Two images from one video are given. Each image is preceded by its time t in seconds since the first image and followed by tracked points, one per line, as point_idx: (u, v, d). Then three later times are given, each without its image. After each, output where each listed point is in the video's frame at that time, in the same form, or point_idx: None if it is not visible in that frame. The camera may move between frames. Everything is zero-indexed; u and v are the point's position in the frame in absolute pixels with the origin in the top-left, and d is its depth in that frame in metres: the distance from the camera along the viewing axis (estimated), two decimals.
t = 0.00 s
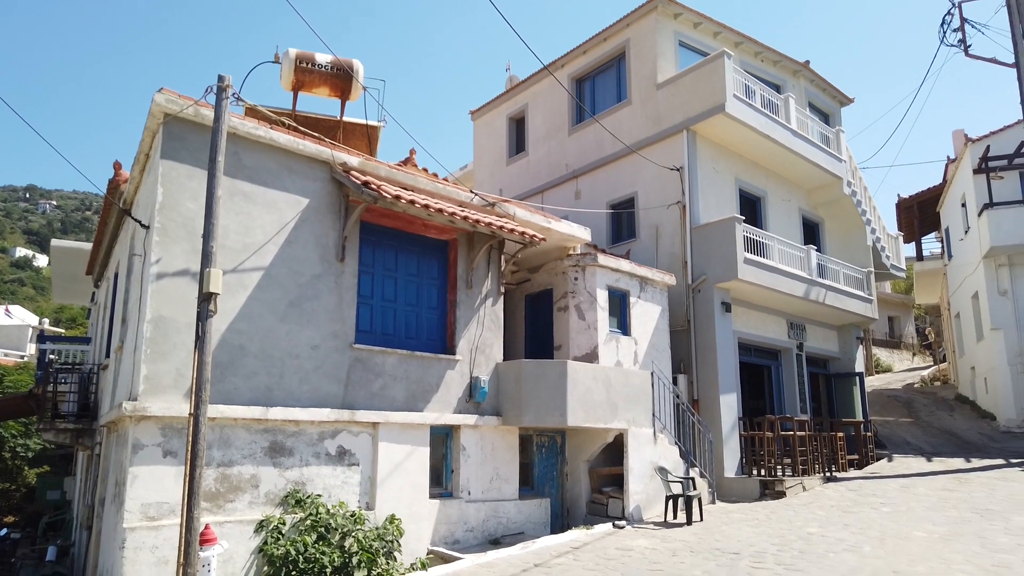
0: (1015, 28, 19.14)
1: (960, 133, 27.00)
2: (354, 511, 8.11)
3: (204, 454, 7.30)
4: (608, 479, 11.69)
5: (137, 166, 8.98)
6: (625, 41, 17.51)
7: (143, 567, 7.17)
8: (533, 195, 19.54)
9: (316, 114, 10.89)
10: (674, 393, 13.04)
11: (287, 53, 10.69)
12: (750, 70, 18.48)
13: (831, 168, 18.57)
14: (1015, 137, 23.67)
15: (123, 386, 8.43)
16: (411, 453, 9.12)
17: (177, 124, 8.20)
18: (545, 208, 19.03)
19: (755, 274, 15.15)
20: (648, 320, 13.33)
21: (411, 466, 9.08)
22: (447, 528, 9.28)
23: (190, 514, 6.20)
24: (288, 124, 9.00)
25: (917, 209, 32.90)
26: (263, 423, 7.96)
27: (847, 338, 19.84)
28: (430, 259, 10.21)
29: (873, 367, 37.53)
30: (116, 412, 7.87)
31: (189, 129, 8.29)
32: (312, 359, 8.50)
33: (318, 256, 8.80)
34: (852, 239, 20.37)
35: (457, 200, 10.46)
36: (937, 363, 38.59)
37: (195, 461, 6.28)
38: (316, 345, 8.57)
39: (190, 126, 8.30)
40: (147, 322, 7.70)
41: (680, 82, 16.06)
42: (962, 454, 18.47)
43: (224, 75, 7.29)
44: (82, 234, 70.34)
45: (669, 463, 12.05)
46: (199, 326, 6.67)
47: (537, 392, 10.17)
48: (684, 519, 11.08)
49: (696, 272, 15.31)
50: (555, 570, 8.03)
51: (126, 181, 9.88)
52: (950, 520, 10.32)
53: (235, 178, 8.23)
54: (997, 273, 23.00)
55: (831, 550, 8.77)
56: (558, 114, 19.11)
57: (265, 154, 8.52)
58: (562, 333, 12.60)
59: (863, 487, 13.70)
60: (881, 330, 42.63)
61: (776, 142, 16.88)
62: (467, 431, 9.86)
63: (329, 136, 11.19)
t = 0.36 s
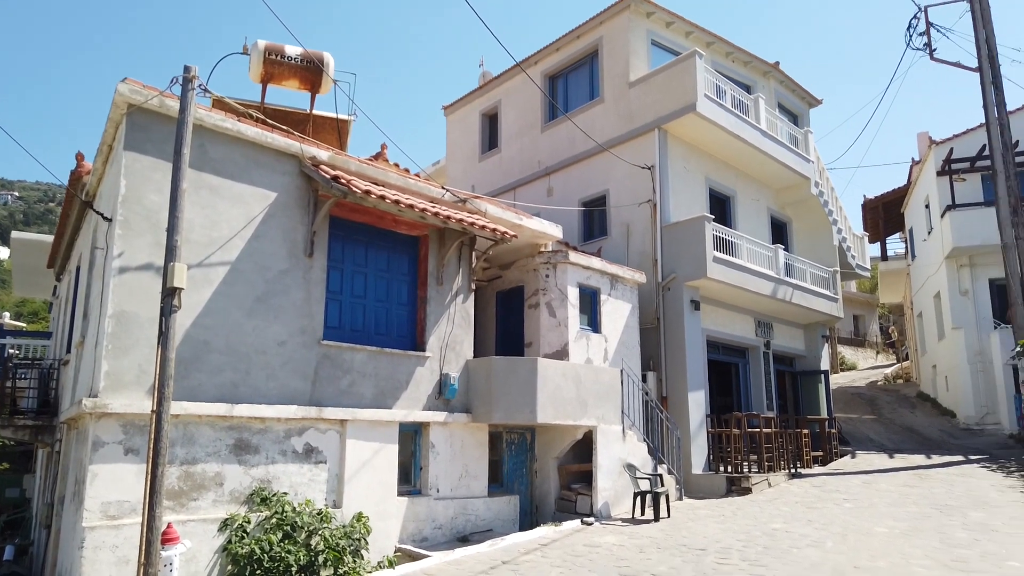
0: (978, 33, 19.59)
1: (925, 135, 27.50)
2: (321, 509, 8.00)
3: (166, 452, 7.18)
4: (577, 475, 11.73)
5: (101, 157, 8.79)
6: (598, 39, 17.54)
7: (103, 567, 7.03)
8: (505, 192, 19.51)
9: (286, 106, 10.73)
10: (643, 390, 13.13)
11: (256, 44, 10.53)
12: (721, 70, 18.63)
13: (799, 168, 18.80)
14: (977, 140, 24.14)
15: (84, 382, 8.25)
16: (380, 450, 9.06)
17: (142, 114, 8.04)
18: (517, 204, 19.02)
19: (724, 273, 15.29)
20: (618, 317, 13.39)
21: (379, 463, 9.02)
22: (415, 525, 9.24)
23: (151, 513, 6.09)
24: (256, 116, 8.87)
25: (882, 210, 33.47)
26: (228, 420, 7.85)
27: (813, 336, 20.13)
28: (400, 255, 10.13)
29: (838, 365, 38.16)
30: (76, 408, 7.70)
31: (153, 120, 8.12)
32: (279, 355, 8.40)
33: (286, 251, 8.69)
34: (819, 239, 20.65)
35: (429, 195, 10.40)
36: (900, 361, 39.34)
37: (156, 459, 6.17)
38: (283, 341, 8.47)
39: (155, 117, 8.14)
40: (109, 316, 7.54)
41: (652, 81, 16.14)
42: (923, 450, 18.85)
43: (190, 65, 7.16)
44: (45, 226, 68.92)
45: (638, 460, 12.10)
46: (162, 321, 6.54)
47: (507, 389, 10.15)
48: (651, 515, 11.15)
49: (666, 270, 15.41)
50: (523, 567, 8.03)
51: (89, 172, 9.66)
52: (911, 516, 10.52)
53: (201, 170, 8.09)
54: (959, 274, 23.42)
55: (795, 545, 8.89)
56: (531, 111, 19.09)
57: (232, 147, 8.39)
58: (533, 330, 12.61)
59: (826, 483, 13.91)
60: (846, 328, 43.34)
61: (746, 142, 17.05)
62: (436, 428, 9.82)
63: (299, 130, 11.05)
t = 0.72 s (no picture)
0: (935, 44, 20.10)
1: (883, 142, 28.12)
2: (281, 511, 7.84)
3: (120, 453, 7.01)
4: (539, 475, 11.75)
5: (55, 150, 8.56)
6: (566, 41, 17.59)
7: (52, 571, 6.84)
8: (471, 191, 19.48)
9: (248, 102, 10.57)
10: (606, 390, 13.20)
11: (219, 38, 10.34)
12: (686, 74, 18.83)
13: (761, 173, 19.08)
14: (932, 148, 24.73)
15: (35, 381, 8.03)
16: (341, 451, 8.97)
17: (98, 107, 7.85)
18: (483, 204, 19.00)
19: (687, 275, 15.46)
20: (583, 318, 13.45)
21: (341, 464, 8.93)
22: (377, 526, 9.16)
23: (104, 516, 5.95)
24: (217, 111, 8.71)
25: (841, 214, 34.16)
26: (185, 420, 7.71)
27: (773, 338, 20.47)
28: (364, 254, 10.04)
29: (797, 366, 38.84)
30: (26, 408, 7.49)
31: (111, 113, 7.93)
32: (238, 354, 8.26)
33: (247, 248, 8.56)
34: (780, 243, 20.99)
35: (394, 194, 10.32)
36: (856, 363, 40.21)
37: (110, 460, 6.02)
38: (242, 341, 8.33)
39: (112, 110, 7.95)
40: (62, 314, 7.35)
41: (618, 84, 16.24)
42: (878, 450, 19.28)
43: (149, 58, 7.00)
44: None
45: (601, 460, 12.17)
46: (117, 319, 6.38)
47: (471, 390, 10.13)
48: (613, 515, 11.22)
49: (630, 272, 15.52)
50: (484, 568, 8.02)
51: (42, 166, 9.41)
52: (866, 515, 10.75)
53: (159, 165, 7.92)
54: (913, 278, 24.01)
55: (753, 544, 9.02)
56: (498, 111, 19.08)
57: (193, 141, 8.23)
58: (498, 330, 12.60)
59: (784, 482, 14.15)
60: (804, 330, 44.14)
61: (710, 146, 17.24)
62: (399, 428, 9.75)
63: (262, 125, 10.89)
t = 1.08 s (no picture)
0: (885, 55, 20.66)
1: (836, 149, 28.77)
2: (231, 513, 7.67)
3: (64, 454, 6.80)
4: (496, 476, 11.74)
5: None
6: (528, 42, 17.62)
7: None
8: (432, 191, 19.39)
9: (203, 95, 10.35)
10: (564, 391, 13.25)
11: (172, 29, 10.11)
12: (646, 78, 19.02)
13: (718, 177, 19.37)
14: (883, 155, 25.24)
15: None
16: (295, 451, 8.85)
17: (44, 97, 7.61)
18: (443, 204, 18.94)
19: (645, 277, 15.61)
20: (541, 319, 13.48)
21: (294, 465, 8.81)
22: (331, 528, 9.06)
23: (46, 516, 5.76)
24: (170, 104, 8.51)
25: (795, 218, 34.87)
26: (133, 420, 7.52)
27: (727, 340, 20.80)
28: (321, 251, 9.92)
29: (751, 368, 39.49)
30: None
31: (57, 103, 7.70)
32: (190, 353, 8.09)
33: (200, 245, 8.38)
34: (735, 246, 21.31)
35: (353, 191, 10.22)
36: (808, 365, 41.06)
37: (52, 461, 5.83)
38: (194, 339, 8.16)
39: (59, 100, 7.71)
40: (3, 310, 7.10)
41: (579, 86, 16.33)
42: (827, 450, 19.73)
43: (99, 48, 6.81)
44: None
45: (558, 461, 12.21)
46: (62, 316, 6.19)
47: (428, 390, 10.06)
48: (569, 515, 11.27)
49: (589, 273, 15.62)
50: (440, 569, 7.98)
51: None
52: (815, 513, 10.99)
53: (109, 158, 7.71)
54: (863, 282, 24.62)
55: (706, 543, 9.14)
56: (459, 110, 19.04)
57: (144, 134, 8.03)
58: (456, 330, 12.57)
59: (737, 482, 14.38)
60: (759, 332, 44.93)
61: (669, 149, 17.45)
62: (355, 429, 9.65)
63: (216, 119, 10.67)
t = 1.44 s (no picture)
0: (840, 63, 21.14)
1: (793, 155, 29.34)
2: (181, 515, 7.52)
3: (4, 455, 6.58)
4: (454, 476, 11.71)
5: None
6: (490, 42, 17.61)
7: None
8: (392, 189, 19.26)
9: (156, 89, 10.14)
10: (523, 391, 13.27)
11: (125, 20, 9.87)
12: (607, 81, 19.17)
13: (677, 180, 19.60)
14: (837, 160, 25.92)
15: None
16: (248, 452, 8.71)
17: None
18: (404, 203, 18.83)
19: (605, 278, 15.72)
20: (501, 319, 13.48)
21: (247, 466, 8.67)
22: (285, 530, 8.93)
23: None
24: (121, 96, 8.31)
25: (752, 222, 35.46)
26: (78, 420, 7.31)
27: (685, 341, 21.06)
28: (277, 249, 9.77)
29: (710, 369, 40.01)
30: None
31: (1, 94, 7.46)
32: (139, 352, 7.91)
33: (150, 241, 8.19)
34: (694, 248, 21.56)
35: (310, 189, 10.09)
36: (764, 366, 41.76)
37: None
38: (144, 337, 7.98)
39: (3, 90, 7.47)
40: None
41: (541, 87, 16.37)
42: (781, 450, 20.09)
43: (46, 38, 6.61)
44: None
45: (516, 461, 12.20)
46: (4, 313, 5.99)
47: (386, 390, 9.98)
48: (527, 516, 11.29)
49: (549, 274, 15.67)
50: (395, 570, 7.93)
51: None
52: (767, 512, 11.18)
53: (55, 151, 7.50)
54: (817, 285, 25.13)
55: (661, 543, 9.23)
56: (421, 109, 18.94)
57: (93, 127, 7.82)
58: (416, 330, 12.50)
59: (693, 481, 14.57)
60: (717, 334, 45.56)
61: (629, 152, 17.60)
62: (310, 429, 9.53)
63: (170, 113, 10.46)
